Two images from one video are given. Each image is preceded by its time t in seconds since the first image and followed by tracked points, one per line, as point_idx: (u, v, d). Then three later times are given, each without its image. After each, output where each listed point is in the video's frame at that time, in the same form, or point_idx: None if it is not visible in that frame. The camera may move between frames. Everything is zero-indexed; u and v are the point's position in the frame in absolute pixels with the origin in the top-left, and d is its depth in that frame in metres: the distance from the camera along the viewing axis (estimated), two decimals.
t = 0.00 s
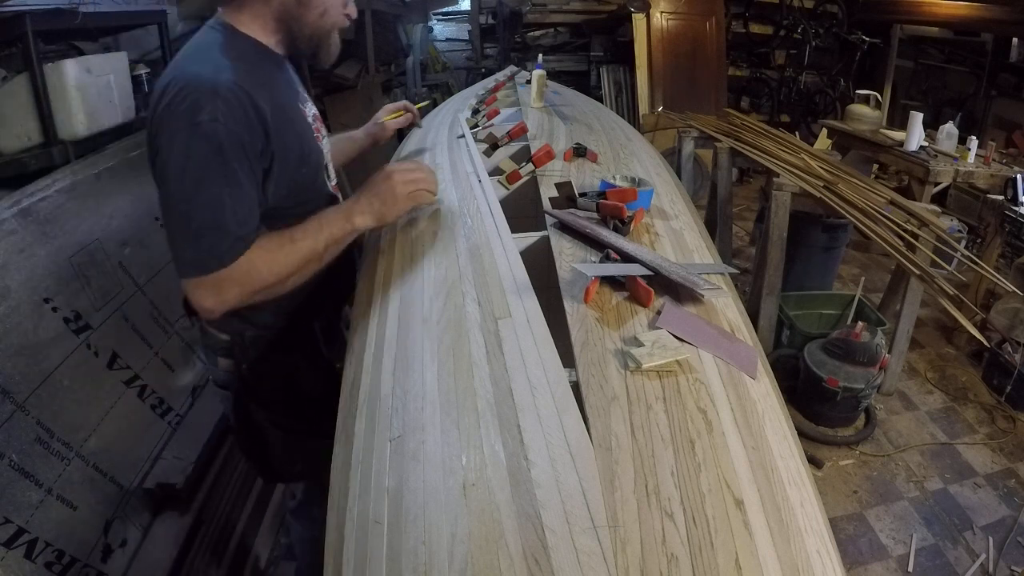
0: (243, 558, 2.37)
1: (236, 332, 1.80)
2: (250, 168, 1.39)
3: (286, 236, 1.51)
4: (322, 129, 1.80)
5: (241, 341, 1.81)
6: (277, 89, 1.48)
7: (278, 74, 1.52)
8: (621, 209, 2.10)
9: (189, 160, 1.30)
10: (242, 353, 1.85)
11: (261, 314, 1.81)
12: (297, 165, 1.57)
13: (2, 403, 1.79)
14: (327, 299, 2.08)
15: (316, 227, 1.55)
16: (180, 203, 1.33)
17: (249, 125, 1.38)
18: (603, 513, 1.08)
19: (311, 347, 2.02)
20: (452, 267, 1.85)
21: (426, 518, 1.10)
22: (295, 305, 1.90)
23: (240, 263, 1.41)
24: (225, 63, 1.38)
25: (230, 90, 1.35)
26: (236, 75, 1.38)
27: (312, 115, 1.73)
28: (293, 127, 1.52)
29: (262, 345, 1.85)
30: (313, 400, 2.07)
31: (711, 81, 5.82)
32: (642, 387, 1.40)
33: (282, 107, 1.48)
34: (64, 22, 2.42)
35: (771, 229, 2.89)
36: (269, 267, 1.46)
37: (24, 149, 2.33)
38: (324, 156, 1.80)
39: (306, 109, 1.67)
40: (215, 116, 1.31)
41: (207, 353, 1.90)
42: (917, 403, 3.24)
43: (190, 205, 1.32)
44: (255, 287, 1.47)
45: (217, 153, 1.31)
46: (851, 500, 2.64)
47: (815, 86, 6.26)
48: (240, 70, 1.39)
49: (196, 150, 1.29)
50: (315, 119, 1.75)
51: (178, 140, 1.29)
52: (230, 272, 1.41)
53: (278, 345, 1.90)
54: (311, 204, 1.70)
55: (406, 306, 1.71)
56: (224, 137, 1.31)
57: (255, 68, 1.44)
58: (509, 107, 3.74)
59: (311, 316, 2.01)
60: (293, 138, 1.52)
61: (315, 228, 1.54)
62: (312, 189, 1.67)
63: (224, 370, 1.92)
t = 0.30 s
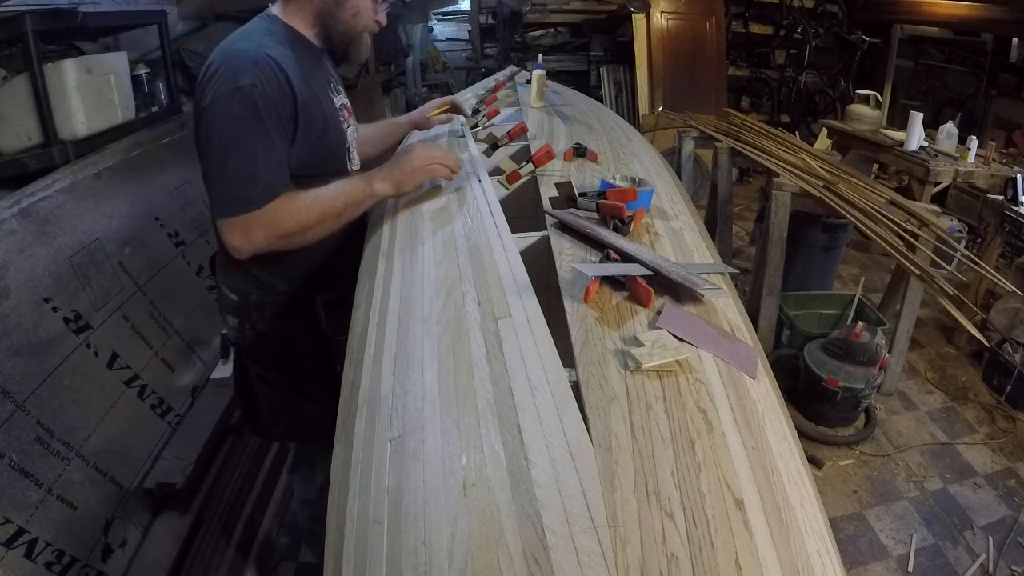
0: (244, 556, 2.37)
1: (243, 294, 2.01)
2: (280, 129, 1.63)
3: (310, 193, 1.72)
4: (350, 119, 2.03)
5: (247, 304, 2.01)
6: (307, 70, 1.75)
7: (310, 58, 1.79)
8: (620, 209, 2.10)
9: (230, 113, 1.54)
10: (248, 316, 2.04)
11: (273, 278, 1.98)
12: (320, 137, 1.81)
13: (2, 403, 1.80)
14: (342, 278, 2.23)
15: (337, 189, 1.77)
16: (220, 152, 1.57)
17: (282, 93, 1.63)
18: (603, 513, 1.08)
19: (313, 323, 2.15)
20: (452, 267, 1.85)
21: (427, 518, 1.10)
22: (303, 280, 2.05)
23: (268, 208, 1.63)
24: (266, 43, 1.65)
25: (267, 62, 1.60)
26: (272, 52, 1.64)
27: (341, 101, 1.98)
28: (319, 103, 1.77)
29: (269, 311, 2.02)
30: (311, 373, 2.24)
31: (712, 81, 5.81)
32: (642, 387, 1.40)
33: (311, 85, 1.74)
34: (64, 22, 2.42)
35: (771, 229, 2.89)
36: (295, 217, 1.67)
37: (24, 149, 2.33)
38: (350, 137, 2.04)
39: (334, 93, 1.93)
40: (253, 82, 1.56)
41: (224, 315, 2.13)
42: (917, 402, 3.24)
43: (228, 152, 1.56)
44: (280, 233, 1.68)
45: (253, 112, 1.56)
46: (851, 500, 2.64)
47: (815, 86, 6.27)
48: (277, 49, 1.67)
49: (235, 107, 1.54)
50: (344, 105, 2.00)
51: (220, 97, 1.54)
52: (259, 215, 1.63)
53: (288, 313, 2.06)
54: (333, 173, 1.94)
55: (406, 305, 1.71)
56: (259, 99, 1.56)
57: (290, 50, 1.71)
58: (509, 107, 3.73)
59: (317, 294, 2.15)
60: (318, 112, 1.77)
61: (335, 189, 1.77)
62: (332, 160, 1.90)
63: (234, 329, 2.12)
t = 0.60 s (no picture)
0: (244, 556, 2.37)
1: (243, 283, 2.02)
2: (286, 120, 1.65)
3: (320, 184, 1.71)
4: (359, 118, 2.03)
5: (246, 292, 2.02)
6: (314, 63, 1.77)
7: (320, 56, 1.82)
8: (620, 209, 2.10)
9: (237, 100, 1.56)
10: (247, 305, 2.05)
11: (276, 270, 1.99)
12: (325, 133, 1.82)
13: (2, 403, 1.80)
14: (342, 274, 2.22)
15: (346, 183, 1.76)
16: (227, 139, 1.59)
17: (289, 85, 1.66)
18: (603, 513, 1.08)
19: (312, 315, 2.14)
20: (453, 266, 1.85)
21: (426, 518, 1.10)
22: (305, 275, 2.06)
23: (275, 196, 1.63)
24: (274, 37, 1.69)
25: (276, 54, 1.64)
26: (281, 46, 1.68)
27: (351, 100, 1.99)
28: (326, 99, 1.80)
29: (269, 301, 2.03)
30: (309, 367, 2.24)
31: (711, 81, 5.81)
32: (642, 386, 1.40)
33: (319, 81, 1.77)
34: (65, 23, 2.43)
35: (771, 229, 2.89)
36: (303, 206, 1.66)
37: (24, 149, 2.32)
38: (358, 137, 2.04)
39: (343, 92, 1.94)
40: (262, 72, 1.59)
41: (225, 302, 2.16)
42: (917, 402, 3.24)
43: (235, 138, 1.58)
44: (286, 221, 1.67)
45: (260, 101, 1.58)
46: (851, 500, 2.64)
47: (815, 86, 6.27)
48: (286, 43, 1.70)
49: (243, 95, 1.56)
50: (354, 105, 2.01)
51: (229, 85, 1.56)
52: (265, 201, 1.63)
53: (287, 305, 2.06)
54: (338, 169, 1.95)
55: (406, 305, 1.71)
56: (267, 88, 1.59)
57: (298, 44, 1.74)
58: (509, 107, 3.73)
59: (319, 287, 2.14)
60: (325, 107, 1.79)
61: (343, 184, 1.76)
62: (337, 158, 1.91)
63: (234, 318, 2.12)
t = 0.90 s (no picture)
0: (244, 556, 2.37)
1: (242, 280, 2.02)
2: (284, 115, 1.66)
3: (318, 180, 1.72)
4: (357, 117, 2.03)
5: (244, 289, 2.03)
6: (315, 61, 1.78)
7: (321, 53, 1.82)
8: (620, 209, 2.10)
9: (235, 93, 1.57)
10: (245, 302, 2.05)
11: (275, 268, 1.99)
12: (324, 130, 1.82)
13: (2, 403, 1.80)
14: (342, 272, 2.22)
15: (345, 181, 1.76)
16: (225, 132, 1.59)
17: (288, 81, 1.66)
18: (603, 513, 1.08)
19: (310, 314, 2.14)
20: (452, 267, 1.85)
21: (426, 518, 1.10)
22: (304, 273, 2.06)
23: (272, 189, 1.63)
24: (275, 33, 1.69)
25: (276, 50, 1.64)
26: (281, 42, 1.68)
27: (350, 99, 1.98)
28: (326, 97, 1.80)
29: (266, 299, 2.03)
30: (308, 365, 2.24)
31: (711, 81, 5.81)
32: (642, 386, 1.40)
33: (319, 78, 1.77)
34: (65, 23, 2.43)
35: (771, 228, 2.89)
36: (300, 201, 1.66)
37: (24, 149, 2.32)
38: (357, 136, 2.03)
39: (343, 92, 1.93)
40: (262, 67, 1.59)
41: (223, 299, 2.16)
42: (917, 402, 3.24)
43: (232, 132, 1.59)
44: (282, 215, 1.67)
45: (259, 95, 1.58)
46: (851, 500, 2.64)
47: (815, 86, 6.28)
48: (287, 40, 1.71)
49: (241, 88, 1.56)
50: (354, 105, 2.01)
51: (228, 79, 1.56)
52: (261, 194, 1.63)
53: (285, 302, 2.06)
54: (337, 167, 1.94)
55: (406, 305, 1.71)
56: (266, 82, 1.59)
57: (300, 41, 1.75)
58: (509, 107, 3.73)
59: (318, 286, 2.14)
60: (325, 104, 1.79)
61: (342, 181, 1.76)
62: (336, 155, 1.91)
63: (233, 316, 2.12)
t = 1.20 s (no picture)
0: (244, 555, 2.37)
1: (242, 275, 2.03)
2: (286, 109, 1.66)
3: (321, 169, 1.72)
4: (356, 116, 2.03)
5: (244, 283, 2.03)
6: (315, 57, 1.78)
7: (321, 50, 1.83)
8: (620, 209, 2.10)
9: (237, 88, 1.57)
10: (245, 297, 2.06)
11: (275, 263, 2.00)
12: (325, 125, 1.82)
13: (2, 403, 1.79)
14: (343, 270, 2.23)
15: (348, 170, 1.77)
16: (227, 125, 1.59)
17: (289, 76, 1.66)
18: (603, 513, 1.08)
19: (310, 309, 2.15)
20: (452, 266, 1.85)
21: (426, 517, 1.10)
22: (304, 269, 2.06)
23: (275, 179, 1.63)
24: (274, 30, 1.70)
25: (276, 45, 1.64)
26: (281, 38, 1.69)
27: (349, 97, 1.98)
28: (327, 92, 1.80)
29: (267, 293, 2.04)
30: (307, 361, 2.25)
31: (711, 81, 5.81)
32: (642, 386, 1.40)
33: (319, 73, 1.78)
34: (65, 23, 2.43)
35: (771, 228, 2.89)
36: (303, 189, 1.66)
37: (24, 149, 2.32)
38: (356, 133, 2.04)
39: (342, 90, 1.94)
40: (263, 61, 1.60)
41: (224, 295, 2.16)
42: (917, 402, 3.24)
43: (234, 124, 1.59)
44: (286, 203, 1.67)
45: (261, 89, 1.59)
46: (851, 500, 2.64)
47: (815, 86, 6.28)
48: (287, 36, 1.71)
49: (243, 83, 1.57)
50: (353, 103, 2.01)
51: (229, 73, 1.57)
52: (264, 184, 1.63)
53: (285, 297, 2.07)
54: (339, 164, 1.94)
55: (406, 305, 1.71)
56: (267, 76, 1.59)
57: (300, 38, 1.76)
58: (509, 107, 3.73)
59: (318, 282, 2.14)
60: (326, 99, 1.80)
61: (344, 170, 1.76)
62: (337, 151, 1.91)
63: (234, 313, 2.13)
